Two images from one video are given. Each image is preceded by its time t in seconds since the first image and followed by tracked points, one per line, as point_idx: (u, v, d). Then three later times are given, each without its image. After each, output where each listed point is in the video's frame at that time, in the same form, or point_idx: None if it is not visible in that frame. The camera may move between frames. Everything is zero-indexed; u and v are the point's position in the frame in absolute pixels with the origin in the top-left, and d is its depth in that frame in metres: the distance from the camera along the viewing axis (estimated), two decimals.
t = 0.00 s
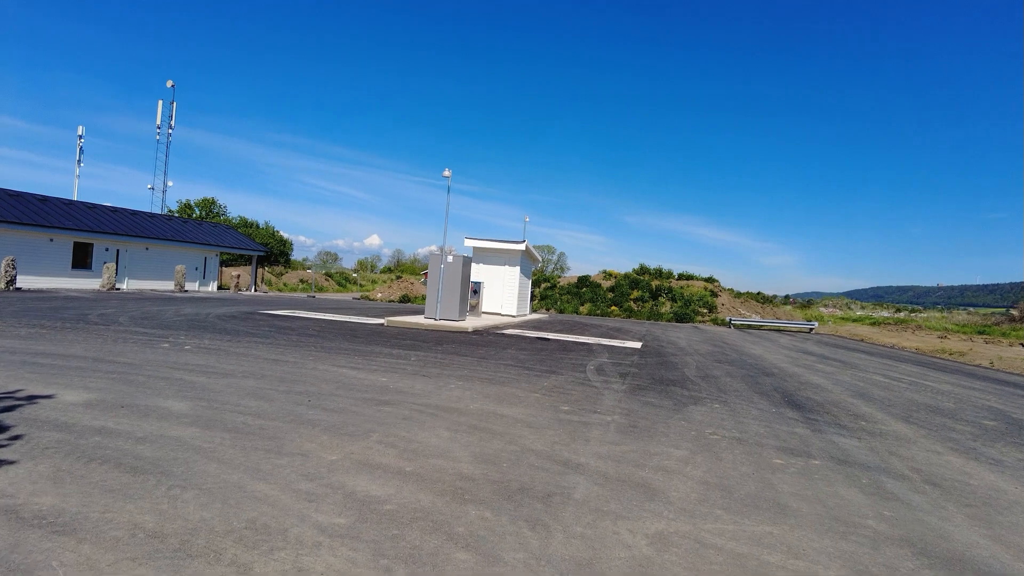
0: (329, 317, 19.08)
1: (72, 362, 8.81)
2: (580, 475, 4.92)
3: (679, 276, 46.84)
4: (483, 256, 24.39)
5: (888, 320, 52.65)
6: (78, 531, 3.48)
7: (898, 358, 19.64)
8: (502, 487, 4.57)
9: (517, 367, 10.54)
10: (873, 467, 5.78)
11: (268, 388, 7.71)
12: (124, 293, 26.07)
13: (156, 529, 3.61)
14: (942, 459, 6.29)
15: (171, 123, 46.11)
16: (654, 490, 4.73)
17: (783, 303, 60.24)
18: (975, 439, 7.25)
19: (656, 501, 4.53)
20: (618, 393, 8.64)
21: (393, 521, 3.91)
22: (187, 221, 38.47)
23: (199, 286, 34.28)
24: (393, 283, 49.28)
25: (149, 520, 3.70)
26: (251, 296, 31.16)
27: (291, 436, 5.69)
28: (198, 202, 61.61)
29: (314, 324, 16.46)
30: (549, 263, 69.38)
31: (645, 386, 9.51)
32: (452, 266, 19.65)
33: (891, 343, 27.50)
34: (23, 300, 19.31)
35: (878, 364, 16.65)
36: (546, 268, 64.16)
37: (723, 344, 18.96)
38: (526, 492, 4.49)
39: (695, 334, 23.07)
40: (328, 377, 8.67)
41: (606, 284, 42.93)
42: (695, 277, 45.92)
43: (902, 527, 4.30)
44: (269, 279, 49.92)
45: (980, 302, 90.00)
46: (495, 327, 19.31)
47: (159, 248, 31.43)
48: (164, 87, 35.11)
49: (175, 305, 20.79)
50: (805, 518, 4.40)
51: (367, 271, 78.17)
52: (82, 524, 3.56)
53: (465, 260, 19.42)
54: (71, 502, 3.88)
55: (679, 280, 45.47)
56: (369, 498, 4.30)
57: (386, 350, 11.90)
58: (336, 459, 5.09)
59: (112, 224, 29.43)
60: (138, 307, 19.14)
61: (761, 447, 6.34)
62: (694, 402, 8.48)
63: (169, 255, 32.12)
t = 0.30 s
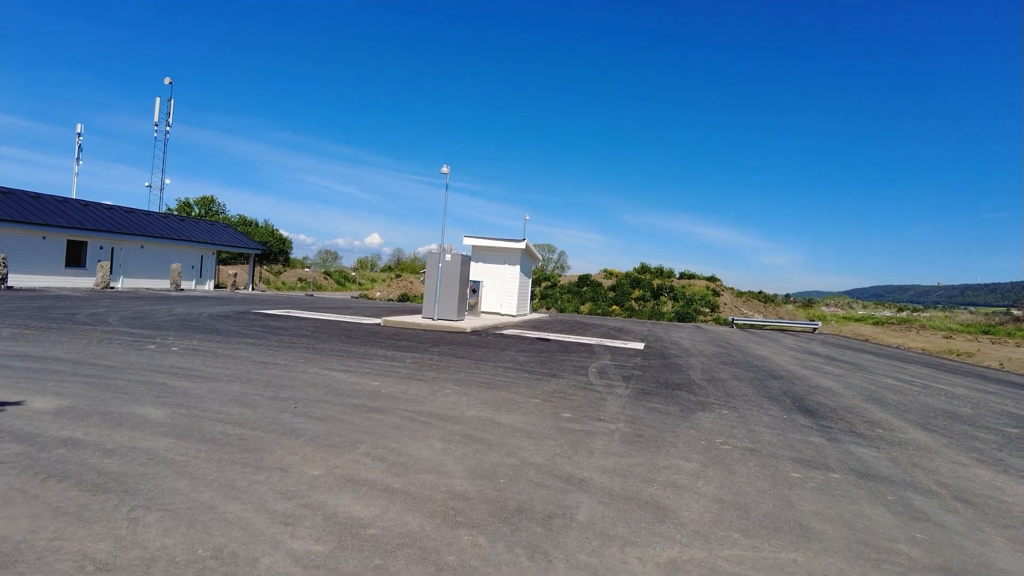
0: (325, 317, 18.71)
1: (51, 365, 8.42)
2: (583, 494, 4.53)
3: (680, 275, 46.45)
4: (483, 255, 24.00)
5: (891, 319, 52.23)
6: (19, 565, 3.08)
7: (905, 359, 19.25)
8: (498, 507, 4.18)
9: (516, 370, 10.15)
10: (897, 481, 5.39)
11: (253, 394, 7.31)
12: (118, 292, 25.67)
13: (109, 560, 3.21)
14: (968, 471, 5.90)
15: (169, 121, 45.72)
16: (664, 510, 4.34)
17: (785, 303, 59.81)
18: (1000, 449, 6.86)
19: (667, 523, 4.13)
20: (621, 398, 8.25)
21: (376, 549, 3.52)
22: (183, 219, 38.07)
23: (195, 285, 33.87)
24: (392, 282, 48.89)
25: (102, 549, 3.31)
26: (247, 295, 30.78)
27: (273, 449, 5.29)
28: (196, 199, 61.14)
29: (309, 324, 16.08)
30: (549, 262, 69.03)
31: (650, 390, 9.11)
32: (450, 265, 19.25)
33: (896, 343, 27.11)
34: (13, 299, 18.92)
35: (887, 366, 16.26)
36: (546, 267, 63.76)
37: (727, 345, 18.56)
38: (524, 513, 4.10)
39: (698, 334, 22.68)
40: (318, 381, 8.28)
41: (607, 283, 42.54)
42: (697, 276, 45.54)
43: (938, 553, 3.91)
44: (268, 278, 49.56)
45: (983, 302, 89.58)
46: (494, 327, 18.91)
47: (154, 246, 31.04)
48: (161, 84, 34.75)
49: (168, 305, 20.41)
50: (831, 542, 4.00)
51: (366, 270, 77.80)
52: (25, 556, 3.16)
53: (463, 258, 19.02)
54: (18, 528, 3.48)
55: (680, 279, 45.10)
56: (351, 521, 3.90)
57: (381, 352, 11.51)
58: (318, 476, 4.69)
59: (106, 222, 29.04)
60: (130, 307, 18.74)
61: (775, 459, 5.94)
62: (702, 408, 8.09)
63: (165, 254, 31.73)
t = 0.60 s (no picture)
0: (322, 315, 18.33)
1: (31, 365, 8.05)
2: (592, 511, 4.14)
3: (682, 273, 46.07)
4: (484, 253, 23.62)
5: (895, 318, 51.78)
6: None
7: (914, 359, 18.87)
8: (498, 527, 3.79)
9: (517, 371, 9.76)
10: (927, 494, 5.02)
11: (240, 397, 6.93)
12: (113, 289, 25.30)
13: None
14: (1000, 483, 5.52)
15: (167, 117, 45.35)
16: (680, 529, 3.97)
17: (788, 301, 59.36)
18: None
19: (684, 544, 3.76)
20: (628, 402, 7.86)
21: None
22: (181, 216, 37.70)
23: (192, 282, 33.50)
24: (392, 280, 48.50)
25: None
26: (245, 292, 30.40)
27: (256, 458, 4.91)
28: (195, 196, 60.72)
29: (305, 322, 15.69)
30: (550, 260, 68.64)
31: (657, 392, 8.73)
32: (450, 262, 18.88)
33: (902, 343, 26.71)
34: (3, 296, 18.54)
35: (897, 366, 15.84)
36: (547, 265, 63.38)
37: (733, 344, 18.14)
38: (527, 534, 3.71)
39: (701, 333, 22.31)
40: (310, 383, 7.90)
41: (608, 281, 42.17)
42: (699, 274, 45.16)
43: None
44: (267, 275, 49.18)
45: (986, 300, 89.05)
46: (494, 326, 18.53)
47: (151, 243, 30.67)
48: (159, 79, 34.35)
49: (162, 302, 20.04)
50: (867, 567, 3.61)
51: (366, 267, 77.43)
52: None
53: (464, 255, 18.66)
54: None
55: (683, 278, 44.72)
56: (336, 543, 3.52)
57: (378, 351, 11.13)
58: (303, 490, 4.31)
59: (102, 219, 28.67)
60: (123, 304, 18.37)
61: (794, 470, 5.56)
62: (712, 412, 7.71)
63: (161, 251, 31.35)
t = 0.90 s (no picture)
0: (316, 304, 18.00)
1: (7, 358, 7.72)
2: (591, 520, 3.84)
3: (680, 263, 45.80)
4: (481, 242, 23.27)
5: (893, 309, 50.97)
6: None
7: (916, 350, 18.62)
8: (490, 539, 3.49)
9: (514, 364, 9.46)
10: (947, 498, 4.73)
11: (223, 392, 6.61)
12: (104, 278, 24.93)
13: None
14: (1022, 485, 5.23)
15: (161, 103, 44.75)
16: (687, 539, 3.68)
17: (787, 292, 59.16)
18: None
19: (692, 557, 3.47)
20: (628, 397, 7.56)
21: None
22: (175, 203, 37.25)
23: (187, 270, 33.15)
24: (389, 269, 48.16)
25: None
26: (240, 281, 30.04)
27: (234, 460, 4.59)
28: (191, 183, 60.20)
29: (298, 312, 15.37)
30: (549, 250, 68.39)
31: (659, 386, 8.44)
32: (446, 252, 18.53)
33: (903, 334, 26.48)
34: None
35: (900, 358, 15.58)
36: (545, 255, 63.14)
37: (734, 336, 17.83)
38: (523, 547, 3.42)
39: (701, 323, 22.03)
40: (298, 377, 7.58)
41: (607, 270, 41.89)
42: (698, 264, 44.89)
43: None
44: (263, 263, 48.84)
45: (982, 290, 89.05)
46: (491, 316, 18.23)
47: (143, 231, 30.28)
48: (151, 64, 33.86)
49: (154, 291, 19.69)
50: None
51: (364, 256, 77.10)
52: None
53: (460, 244, 18.31)
54: None
55: (682, 267, 44.47)
56: (313, 559, 3.21)
57: (371, 342, 10.82)
58: (281, 497, 4.00)
59: (93, 206, 28.24)
60: (113, 294, 18.02)
61: (805, 471, 5.27)
62: (716, 408, 7.41)
63: (154, 239, 30.94)
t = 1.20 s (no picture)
0: (306, 303, 17.58)
1: None
2: (590, 544, 3.47)
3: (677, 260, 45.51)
4: (475, 239, 22.90)
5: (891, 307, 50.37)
6: None
7: (918, 349, 18.34)
8: (476, 569, 3.12)
9: (508, 365, 9.08)
10: (975, 514, 4.37)
11: (197, 397, 6.22)
12: (92, 276, 24.44)
13: None
14: None
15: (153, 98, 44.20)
16: (698, 567, 3.31)
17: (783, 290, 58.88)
18: None
19: None
20: (628, 401, 7.19)
21: None
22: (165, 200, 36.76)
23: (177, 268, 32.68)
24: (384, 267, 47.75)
25: None
26: (232, 280, 29.61)
27: (200, 475, 4.20)
28: (184, 180, 59.66)
29: (286, 311, 14.95)
30: (544, 248, 68.09)
31: (659, 389, 8.07)
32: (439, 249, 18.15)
33: (902, 332, 26.22)
34: None
35: (903, 357, 15.27)
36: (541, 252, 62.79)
37: (732, 334, 17.49)
38: None
39: (699, 322, 21.71)
40: (279, 380, 7.19)
41: (603, 268, 41.57)
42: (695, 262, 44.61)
43: None
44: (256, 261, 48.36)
45: (977, 287, 89.05)
46: (486, 315, 17.86)
47: (133, 228, 29.80)
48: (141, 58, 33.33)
49: (141, 290, 19.24)
50: None
51: (359, 254, 76.65)
52: None
53: (454, 241, 17.94)
54: None
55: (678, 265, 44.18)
56: None
57: (360, 343, 10.43)
58: (248, 519, 3.62)
59: (81, 203, 27.74)
60: (98, 292, 17.57)
61: (819, 484, 4.90)
62: (720, 412, 7.05)
63: (144, 237, 30.45)
